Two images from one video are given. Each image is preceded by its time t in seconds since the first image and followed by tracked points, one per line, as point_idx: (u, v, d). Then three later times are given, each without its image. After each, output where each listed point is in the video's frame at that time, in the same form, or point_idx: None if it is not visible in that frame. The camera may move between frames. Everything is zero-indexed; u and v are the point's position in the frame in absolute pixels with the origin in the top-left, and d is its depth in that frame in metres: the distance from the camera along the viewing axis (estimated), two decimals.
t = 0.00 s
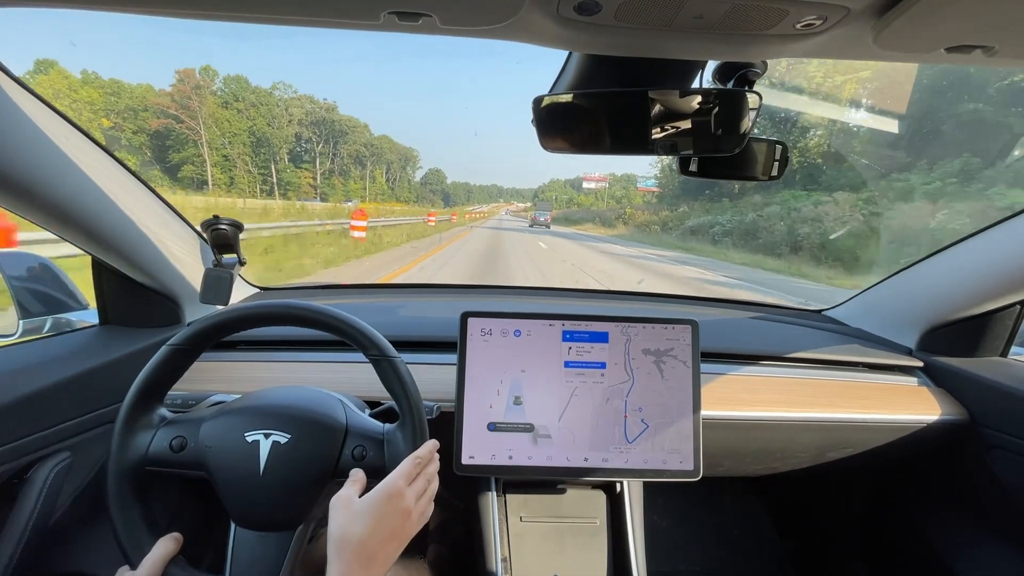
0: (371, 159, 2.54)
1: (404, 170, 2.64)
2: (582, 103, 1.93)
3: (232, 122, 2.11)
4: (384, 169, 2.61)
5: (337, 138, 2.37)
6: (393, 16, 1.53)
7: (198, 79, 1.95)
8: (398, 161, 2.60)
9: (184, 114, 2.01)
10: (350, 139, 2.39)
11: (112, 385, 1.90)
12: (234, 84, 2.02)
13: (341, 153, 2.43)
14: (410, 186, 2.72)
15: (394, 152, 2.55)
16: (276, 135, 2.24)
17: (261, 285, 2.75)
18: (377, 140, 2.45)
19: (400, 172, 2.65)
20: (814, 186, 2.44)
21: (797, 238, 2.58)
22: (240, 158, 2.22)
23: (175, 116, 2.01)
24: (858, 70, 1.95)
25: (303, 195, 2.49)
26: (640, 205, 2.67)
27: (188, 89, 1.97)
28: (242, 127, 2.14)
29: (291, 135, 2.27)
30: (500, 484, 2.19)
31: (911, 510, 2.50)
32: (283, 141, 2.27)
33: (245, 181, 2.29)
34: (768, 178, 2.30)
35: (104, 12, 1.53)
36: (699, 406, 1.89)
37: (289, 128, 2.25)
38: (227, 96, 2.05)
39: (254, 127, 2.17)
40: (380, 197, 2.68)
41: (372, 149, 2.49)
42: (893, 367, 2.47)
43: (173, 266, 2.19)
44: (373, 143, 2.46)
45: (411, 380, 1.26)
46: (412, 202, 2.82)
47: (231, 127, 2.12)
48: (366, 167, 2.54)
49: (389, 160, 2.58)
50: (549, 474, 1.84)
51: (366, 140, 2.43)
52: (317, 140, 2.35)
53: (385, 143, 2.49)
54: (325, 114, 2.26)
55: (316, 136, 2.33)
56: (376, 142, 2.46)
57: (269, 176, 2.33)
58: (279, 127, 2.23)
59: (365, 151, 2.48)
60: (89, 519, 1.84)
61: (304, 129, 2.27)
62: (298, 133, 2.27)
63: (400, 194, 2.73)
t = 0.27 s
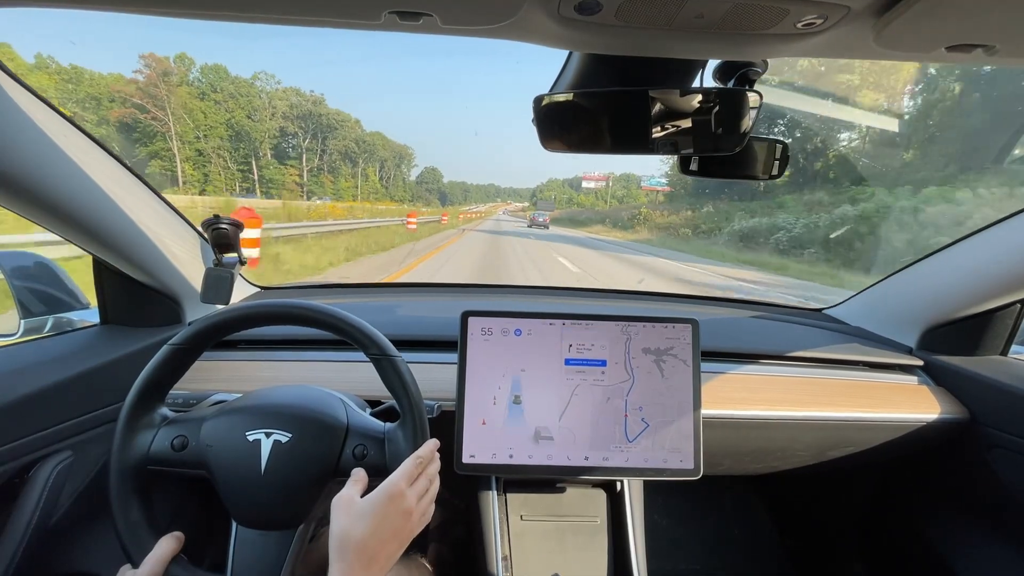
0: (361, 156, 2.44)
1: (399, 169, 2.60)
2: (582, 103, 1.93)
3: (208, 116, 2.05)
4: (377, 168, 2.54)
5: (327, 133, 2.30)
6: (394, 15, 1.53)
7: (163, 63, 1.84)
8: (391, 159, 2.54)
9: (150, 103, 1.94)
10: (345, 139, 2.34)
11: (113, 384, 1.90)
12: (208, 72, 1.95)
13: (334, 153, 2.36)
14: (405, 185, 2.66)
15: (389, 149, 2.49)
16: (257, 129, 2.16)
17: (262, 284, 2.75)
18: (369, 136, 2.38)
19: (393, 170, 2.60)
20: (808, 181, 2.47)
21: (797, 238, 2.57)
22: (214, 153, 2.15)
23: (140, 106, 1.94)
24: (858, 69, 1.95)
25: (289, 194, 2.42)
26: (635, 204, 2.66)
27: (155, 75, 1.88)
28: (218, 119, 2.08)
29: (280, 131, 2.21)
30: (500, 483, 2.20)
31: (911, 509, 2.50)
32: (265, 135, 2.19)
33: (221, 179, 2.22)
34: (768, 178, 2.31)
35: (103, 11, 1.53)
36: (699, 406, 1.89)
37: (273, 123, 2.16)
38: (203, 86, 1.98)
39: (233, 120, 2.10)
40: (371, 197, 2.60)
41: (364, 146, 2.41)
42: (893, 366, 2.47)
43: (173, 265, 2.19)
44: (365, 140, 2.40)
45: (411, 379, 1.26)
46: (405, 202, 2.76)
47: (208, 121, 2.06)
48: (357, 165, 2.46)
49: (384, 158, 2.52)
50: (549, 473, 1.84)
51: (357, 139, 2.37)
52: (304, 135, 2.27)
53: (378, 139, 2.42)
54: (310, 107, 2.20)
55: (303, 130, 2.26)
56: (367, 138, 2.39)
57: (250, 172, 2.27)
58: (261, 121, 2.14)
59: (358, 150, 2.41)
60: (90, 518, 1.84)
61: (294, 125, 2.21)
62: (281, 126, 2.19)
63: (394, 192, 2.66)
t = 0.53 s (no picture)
0: (355, 155, 2.46)
1: (393, 167, 2.61)
2: (582, 103, 1.93)
3: (182, 108, 2.01)
4: (371, 166, 2.54)
5: (314, 128, 2.28)
6: (394, 16, 1.53)
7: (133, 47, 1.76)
8: (388, 158, 2.56)
9: (110, 91, 1.87)
10: (342, 138, 2.35)
11: (112, 384, 1.90)
12: (179, 63, 1.88)
13: (327, 151, 2.37)
14: (403, 184, 2.69)
15: (385, 147, 2.50)
16: (234, 121, 2.13)
17: (262, 285, 2.75)
18: (365, 135, 2.39)
19: (382, 167, 2.59)
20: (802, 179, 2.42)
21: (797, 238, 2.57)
22: (187, 147, 2.11)
23: (99, 93, 1.86)
24: (858, 70, 1.95)
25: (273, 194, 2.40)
26: (633, 203, 2.69)
27: (117, 60, 1.79)
28: (192, 111, 2.04)
29: (265, 125, 2.20)
30: (500, 483, 2.20)
31: (911, 510, 2.50)
32: (246, 128, 2.17)
33: (194, 176, 2.20)
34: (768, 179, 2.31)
35: (105, 12, 1.53)
36: (699, 407, 1.89)
37: (256, 115, 2.15)
38: (179, 75, 1.93)
39: (209, 112, 2.07)
40: (367, 197, 2.61)
41: (359, 143, 2.43)
42: (894, 368, 2.47)
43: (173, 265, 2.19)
44: (362, 140, 2.42)
45: (410, 379, 1.26)
46: (405, 202, 2.81)
47: (181, 113, 2.02)
48: (342, 162, 2.44)
49: (378, 156, 2.52)
50: (549, 474, 1.84)
51: (344, 138, 2.36)
52: (289, 131, 2.27)
53: (372, 136, 2.41)
54: (296, 99, 2.18)
55: (289, 126, 2.26)
56: (363, 137, 2.40)
57: (228, 169, 2.24)
58: (241, 113, 2.12)
59: (351, 148, 2.42)
60: (90, 518, 1.84)
61: (279, 119, 2.21)
62: (263, 118, 2.17)
63: (390, 192, 2.68)
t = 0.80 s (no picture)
0: (346, 151, 2.37)
1: (388, 166, 2.56)
2: (581, 104, 1.93)
3: (151, 98, 1.92)
4: (367, 165, 2.49)
5: (303, 121, 2.21)
6: (394, 16, 1.53)
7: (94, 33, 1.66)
8: (384, 158, 2.52)
9: (60, 75, 1.72)
10: (336, 135, 2.30)
11: (112, 385, 1.90)
12: (151, 48, 1.78)
13: (319, 148, 2.29)
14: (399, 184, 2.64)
15: (380, 145, 2.46)
16: (209, 113, 2.04)
17: (261, 285, 2.75)
18: (360, 134, 2.37)
19: (370, 164, 2.50)
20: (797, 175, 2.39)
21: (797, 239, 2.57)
22: (155, 141, 2.01)
23: (49, 79, 1.72)
24: (857, 71, 1.95)
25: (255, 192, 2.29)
26: (638, 202, 2.64)
27: (69, 40, 1.65)
28: (163, 102, 1.94)
29: (249, 118, 2.11)
30: (500, 483, 2.20)
31: (911, 510, 2.50)
32: (224, 121, 2.08)
33: (164, 172, 2.12)
34: (768, 180, 2.32)
35: (104, 12, 1.53)
36: (699, 407, 1.89)
37: (236, 107, 2.07)
38: (150, 62, 1.83)
39: (182, 103, 1.98)
40: (364, 197, 2.57)
41: (353, 141, 2.37)
42: (893, 368, 2.47)
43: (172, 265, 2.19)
44: (358, 138, 2.38)
45: (410, 378, 1.26)
46: (401, 201, 2.75)
47: (149, 103, 1.92)
48: (323, 159, 2.33)
49: (374, 155, 2.48)
50: (548, 474, 1.84)
51: (332, 132, 2.29)
52: (275, 125, 2.17)
53: (366, 133, 2.37)
54: (282, 92, 2.09)
55: (275, 119, 2.16)
56: (357, 134, 2.36)
57: (205, 165, 2.14)
58: (221, 106, 2.05)
59: (344, 146, 2.35)
60: (89, 518, 1.84)
61: (263, 112, 2.11)
62: (246, 111, 2.09)
63: (387, 191, 2.63)
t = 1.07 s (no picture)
0: (338, 149, 2.41)
1: (381, 164, 2.59)
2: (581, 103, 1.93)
3: (110, 85, 1.85)
4: (360, 163, 2.53)
5: (289, 116, 2.21)
6: (394, 16, 1.53)
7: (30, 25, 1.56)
8: (378, 157, 2.55)
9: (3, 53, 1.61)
10: (327, 131, 2.32)
11: (112, 385, 1.90)
12: (114, 33, 1.70)
13: (311, 145, 2.33)
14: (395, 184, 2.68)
15: (376, 143, 2.48)
16: (179, 102, 2.01)
17: (261, 285, 2.75)
18: (353, 129, 2.38)
19: (361, 162, 2.53)
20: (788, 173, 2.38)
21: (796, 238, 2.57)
22: (114, 132, 1.95)
23: None
24: (857, 70, 1.95)
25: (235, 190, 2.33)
26: (637, 202, 2.70)
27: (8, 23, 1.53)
28: (126, 90, 1.89)
29: (230, 112, 2.12)
30: (500, 482, 2.20)
31: (911, 509, 2.50)
32: (197, 112, 2.06)
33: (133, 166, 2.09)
34: (768, 179, 2.31)
35: (106, 11, 1.54)
36: (699, 406, 1.89)
37: (213, 98, 2.06)
38: (115, 48, 1.76)
39: (147, 92, 1.93)
40: (355, 196, 2.61)
41: (349, 141, 2.41)
42: (893, 367, 2.47)
43: (172, 265, 2.19)
44: (354, 138, 2.42)
45: (410, 378, 1.26)
46: (396, 200, 2.77)
47: (108, 90, 1.86)
48: (304, 154, 2.35)
49: (368, 151, 2.51)
50: (549, 473, 1.84)
51: (321, 130, 2.31)
52: (258, 120, 2.18)
53: (361, 130, 2.39)
54: (264, 82, 2.05)
55: (257, 113, 2.16)
56: (352, 132, 2.38)
57: (177, 160, 2.13)
58: (201, 102, 2.05)
59: (332, 145, 2.38)
60: (90, 519, 1.84)
61: (243, 103, 2.10)
62: (223, 101, 2.07)
63: (381, 190, 2.68)
